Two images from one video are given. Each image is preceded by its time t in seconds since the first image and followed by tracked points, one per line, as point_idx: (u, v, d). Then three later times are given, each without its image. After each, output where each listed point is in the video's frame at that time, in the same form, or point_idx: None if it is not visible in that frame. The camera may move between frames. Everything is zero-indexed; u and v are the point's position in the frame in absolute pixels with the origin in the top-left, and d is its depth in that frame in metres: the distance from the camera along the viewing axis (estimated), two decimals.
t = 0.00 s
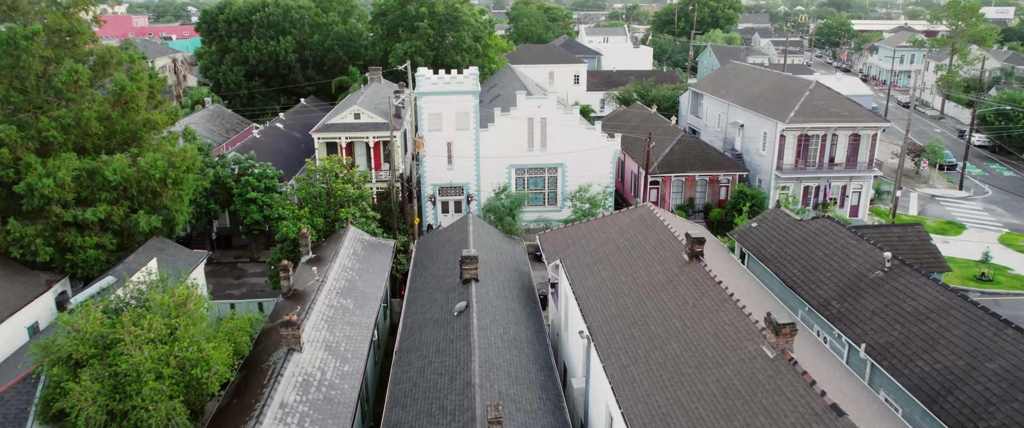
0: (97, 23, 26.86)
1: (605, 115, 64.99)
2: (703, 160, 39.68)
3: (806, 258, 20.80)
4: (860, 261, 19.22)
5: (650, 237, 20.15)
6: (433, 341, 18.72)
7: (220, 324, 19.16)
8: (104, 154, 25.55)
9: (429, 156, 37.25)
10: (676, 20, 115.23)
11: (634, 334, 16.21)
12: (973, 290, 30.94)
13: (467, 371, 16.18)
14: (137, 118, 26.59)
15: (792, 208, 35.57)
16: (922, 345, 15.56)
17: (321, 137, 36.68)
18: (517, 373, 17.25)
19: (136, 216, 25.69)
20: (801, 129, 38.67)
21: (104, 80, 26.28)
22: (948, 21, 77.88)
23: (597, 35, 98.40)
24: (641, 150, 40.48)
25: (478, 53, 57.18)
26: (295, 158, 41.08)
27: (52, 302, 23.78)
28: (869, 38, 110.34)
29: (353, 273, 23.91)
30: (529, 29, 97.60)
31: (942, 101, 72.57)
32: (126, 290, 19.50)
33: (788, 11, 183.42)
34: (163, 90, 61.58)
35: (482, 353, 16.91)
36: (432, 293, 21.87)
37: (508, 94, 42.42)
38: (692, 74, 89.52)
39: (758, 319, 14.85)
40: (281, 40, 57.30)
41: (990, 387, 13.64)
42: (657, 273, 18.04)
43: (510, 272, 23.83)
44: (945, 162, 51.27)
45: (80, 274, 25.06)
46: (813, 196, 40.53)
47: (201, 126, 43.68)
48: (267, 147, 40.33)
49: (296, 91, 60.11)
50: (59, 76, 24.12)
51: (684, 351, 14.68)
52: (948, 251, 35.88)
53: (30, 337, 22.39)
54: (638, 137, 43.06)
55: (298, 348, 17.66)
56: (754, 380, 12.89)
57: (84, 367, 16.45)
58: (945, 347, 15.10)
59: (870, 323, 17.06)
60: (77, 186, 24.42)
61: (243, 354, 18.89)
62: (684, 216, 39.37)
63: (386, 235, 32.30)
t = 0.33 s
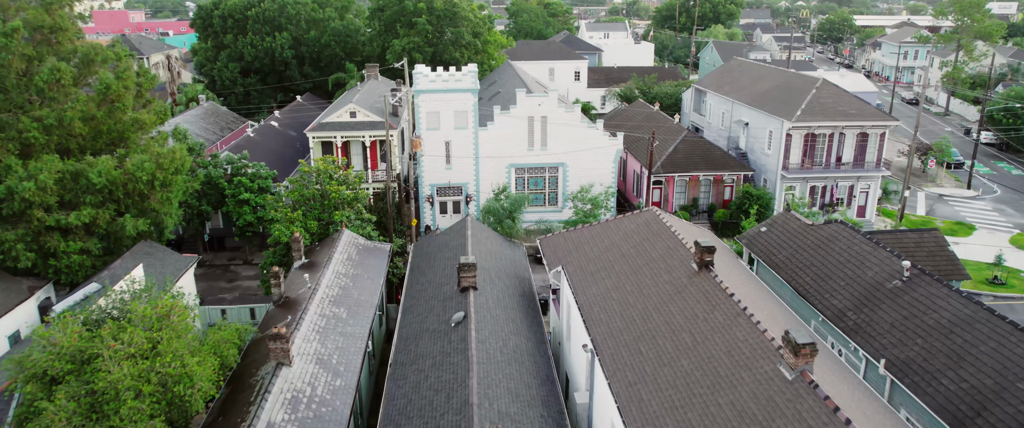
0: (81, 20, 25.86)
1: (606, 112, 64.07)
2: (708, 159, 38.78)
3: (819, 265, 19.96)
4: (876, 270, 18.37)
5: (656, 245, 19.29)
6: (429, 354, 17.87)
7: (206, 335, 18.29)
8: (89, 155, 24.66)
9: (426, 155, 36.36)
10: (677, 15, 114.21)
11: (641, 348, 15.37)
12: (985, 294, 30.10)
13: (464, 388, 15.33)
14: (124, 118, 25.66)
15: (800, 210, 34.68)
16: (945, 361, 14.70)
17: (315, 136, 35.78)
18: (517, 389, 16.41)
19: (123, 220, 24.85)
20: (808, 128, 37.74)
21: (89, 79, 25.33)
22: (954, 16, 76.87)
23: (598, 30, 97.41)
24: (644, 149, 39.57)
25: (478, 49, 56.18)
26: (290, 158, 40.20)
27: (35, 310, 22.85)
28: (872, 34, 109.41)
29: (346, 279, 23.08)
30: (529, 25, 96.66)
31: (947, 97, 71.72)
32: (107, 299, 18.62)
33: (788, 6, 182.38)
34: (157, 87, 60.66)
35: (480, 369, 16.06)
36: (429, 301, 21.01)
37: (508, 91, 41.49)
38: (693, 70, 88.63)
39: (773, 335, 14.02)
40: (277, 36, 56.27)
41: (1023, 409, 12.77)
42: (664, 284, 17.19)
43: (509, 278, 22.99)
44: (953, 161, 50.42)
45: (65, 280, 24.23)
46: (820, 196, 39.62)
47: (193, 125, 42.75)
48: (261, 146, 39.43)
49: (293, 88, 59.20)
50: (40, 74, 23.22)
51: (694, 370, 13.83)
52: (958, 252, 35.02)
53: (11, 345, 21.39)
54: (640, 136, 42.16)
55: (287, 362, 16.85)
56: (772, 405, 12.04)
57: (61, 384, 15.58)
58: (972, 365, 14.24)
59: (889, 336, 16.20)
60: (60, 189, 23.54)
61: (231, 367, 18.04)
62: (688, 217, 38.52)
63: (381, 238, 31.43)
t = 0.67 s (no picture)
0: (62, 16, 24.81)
1: (607, 110, 63.10)
2: (712, 159, 37.81)
3: (834, 275, 19.04)
4: (896, 280, 17.43)
5: (663, 254, 18.38)
6: (425, 370, 16.98)
7: (189, 350, 17.37)
8: (71, 157, 23.72)
9: (424, 155, 35.37)
10: (679, 10, 113.08)
11: (649, 366, 14.45)
12: (1000, 299, 29.21)
13: (462, 410, 14.43)
14: (108, 118, 24.70)
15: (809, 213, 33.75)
16: (975, 382, 13.75)
17: (310, 136, 34.79)
18: (518, 410, 15.51)
19: (107, 225, 23.92)
20: (816, 127, 36.77)
21: (71, 77, 24.37)
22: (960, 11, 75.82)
23: (599, 26, 96.31)
24: (647, 149, 38.62)
25: (477, 45, 55.09)
26: (284, 157, 39.25)
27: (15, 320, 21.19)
28: (875, 30, 108.32)
29: (340, 287, 22.17)
30: (529, 20, 95.61)
31: (953, 94, 70.81)
32: (85, 311, 17.68)
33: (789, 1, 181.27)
34: (150, 84, 59.59)
35: (478, 388, 15.15)
36: (425, 312, 20.09)
37: (508, 89, 40.51)
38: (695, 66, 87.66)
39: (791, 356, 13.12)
40: (272, 32, 55.16)
41: None
42: (673, 297, 16.28)
43: (509, 287, 22.05)
44: (961, 159, 49.50)
45: (47, 288, 23.30)
46: (827, 196, 38.66)
47: (186, 124, 41.79)
48: (254, 145, 38.46)
49: (289, 85, 58.20)
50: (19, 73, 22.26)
51: (707, 392, 12.91)
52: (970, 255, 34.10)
53: None
54: (643, 135, 41.20)
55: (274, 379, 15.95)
56: None
57: (33, 404, 14.65)
58: (1004, 387, 13.30)
59: (912, 353, 15.24)
60: (41, 193, 22.60)
61: (215, 384, 17.15)
62: (692, 218, 37.58)
63: (377, 242, 30.52)
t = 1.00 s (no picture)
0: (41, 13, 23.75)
1: (608, 107, 62.09)
2: (718, 159, 36.80)
3: (850, 286, 18.08)
4: (918, 294, 16.46)
5: (672, 265, 17.41)
6: (419, 390, 16.00)
7: (170, 368, 16.39)
8: (51, 160, 22.74)
9: (421, 156, 34.35)
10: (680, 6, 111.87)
11: (659, 389, 13.49)
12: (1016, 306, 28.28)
13: None
14: (91, 119, 23.71)
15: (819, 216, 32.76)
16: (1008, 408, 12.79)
17: (303, 136, 33.76)
18: None
19: (89, 231, 22.96)
20: (824, 126, 35.79)
21: (51, 77, 23.38)
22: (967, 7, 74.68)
23: (600, 21, 95.09)
24: (651, 149, 37.59)
25: (476, 42, 54.02)
26: (277, 158, 38.24)
27: None
28: (878, 25, 107.20)
29: (332, 297, 21.20)
30: (529, 16, 94.57)
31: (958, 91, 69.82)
32: (60, 326, 16.67)
33: None
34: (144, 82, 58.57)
35: (475, 412, 14.20)
36: (420, 325, 19.13)
37: (507, 87, 39.46)
38: (697, 62, 86.64)
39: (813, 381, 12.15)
40: (267, 28, 54.10)
41: None
42: (683, 313, 15.33)
43: (508, 296, 21.08)
44: (969, 158, 48.54)
45: (26, 297, 22.36)
46: (835, 197, 37.70)
47: (177, 124, 40.75)
48: (246, 145, 37.47)
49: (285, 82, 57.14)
50: None
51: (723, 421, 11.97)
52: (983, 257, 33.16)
53: None
54: (647, 134, 40.15)
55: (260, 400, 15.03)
56: None
57: None
58: None
59: (938, 374, 14.27)
60: (19, 199, 21.64)
61: (197, 404, 16.19)
62: (697, 220, 36.67)
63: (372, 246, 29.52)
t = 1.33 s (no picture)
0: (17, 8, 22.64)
1: (609, 104, 61.04)
2: (724, 159, 35.75)
3: (871, 300, 17.05)
4: (945, 311, 15.42)
5: (681, 280, 16.41)
6: (413, 414, 15.02)
7: (147, 391, 15.35)
8: (28, 165, 21.69)
9: (419, 156, 33.28)
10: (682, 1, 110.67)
11: (670, 418, 12.48)
12: None
13: None
14: (71, 121, 22.64)
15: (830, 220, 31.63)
16: None
17: (296, 136, 32.66)
18: None
19: (69, 238, 21.93)
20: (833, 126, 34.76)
21: (28, 77, 22.31)
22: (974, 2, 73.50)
23: (600, 17, 93.79)
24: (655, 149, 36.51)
25: (475, 38, 52.87)
26: (270, 158, 37.17)
27: None
28: (881, 20, 106.05)
29: (322, 309, 20.17)
30: (529, 11, 93.41)
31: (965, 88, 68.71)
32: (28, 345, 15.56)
33: None
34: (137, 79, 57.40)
35: None
36: (415, 341, 18.12)
37: (507, 85, 38.37)
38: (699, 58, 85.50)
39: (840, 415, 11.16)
40: (262, 24, 52.97)
41: None
42: (695, 333, 14.31)
43: (508, 308, 20.04)
44: (979, 157, 47.48)
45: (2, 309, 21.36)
46: (844, 199, 36.66)
47: (168, 123, 39.68)
48: (238, 145, 36.39)
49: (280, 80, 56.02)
50: None
51: None
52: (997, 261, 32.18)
53: None
54: (650, 134, 39.07)
55: None
56: None
57: None
58: None
59: (971, 400, 13.24)
60: None
61: None
62: (702, 223, 35.60)
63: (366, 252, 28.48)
